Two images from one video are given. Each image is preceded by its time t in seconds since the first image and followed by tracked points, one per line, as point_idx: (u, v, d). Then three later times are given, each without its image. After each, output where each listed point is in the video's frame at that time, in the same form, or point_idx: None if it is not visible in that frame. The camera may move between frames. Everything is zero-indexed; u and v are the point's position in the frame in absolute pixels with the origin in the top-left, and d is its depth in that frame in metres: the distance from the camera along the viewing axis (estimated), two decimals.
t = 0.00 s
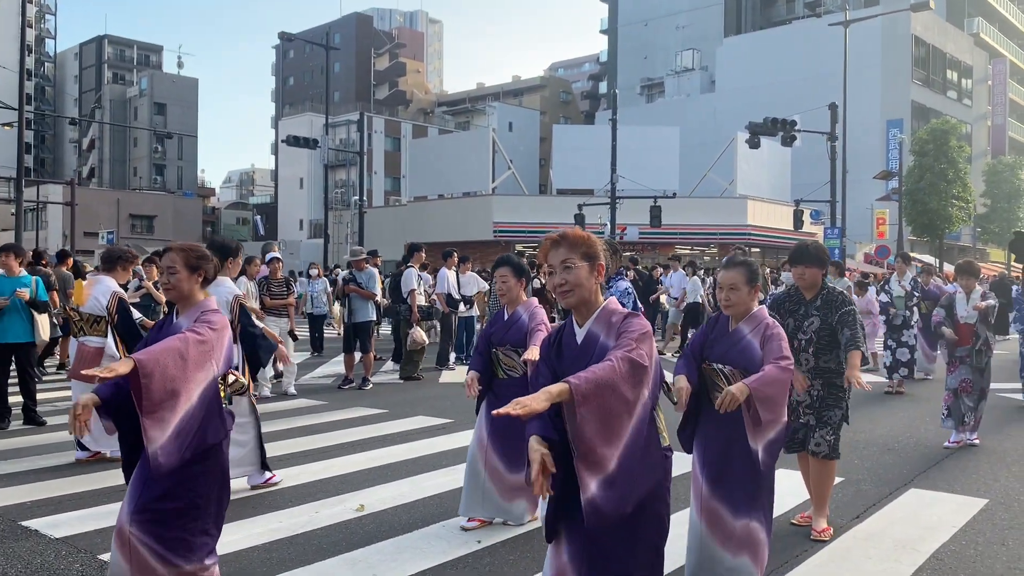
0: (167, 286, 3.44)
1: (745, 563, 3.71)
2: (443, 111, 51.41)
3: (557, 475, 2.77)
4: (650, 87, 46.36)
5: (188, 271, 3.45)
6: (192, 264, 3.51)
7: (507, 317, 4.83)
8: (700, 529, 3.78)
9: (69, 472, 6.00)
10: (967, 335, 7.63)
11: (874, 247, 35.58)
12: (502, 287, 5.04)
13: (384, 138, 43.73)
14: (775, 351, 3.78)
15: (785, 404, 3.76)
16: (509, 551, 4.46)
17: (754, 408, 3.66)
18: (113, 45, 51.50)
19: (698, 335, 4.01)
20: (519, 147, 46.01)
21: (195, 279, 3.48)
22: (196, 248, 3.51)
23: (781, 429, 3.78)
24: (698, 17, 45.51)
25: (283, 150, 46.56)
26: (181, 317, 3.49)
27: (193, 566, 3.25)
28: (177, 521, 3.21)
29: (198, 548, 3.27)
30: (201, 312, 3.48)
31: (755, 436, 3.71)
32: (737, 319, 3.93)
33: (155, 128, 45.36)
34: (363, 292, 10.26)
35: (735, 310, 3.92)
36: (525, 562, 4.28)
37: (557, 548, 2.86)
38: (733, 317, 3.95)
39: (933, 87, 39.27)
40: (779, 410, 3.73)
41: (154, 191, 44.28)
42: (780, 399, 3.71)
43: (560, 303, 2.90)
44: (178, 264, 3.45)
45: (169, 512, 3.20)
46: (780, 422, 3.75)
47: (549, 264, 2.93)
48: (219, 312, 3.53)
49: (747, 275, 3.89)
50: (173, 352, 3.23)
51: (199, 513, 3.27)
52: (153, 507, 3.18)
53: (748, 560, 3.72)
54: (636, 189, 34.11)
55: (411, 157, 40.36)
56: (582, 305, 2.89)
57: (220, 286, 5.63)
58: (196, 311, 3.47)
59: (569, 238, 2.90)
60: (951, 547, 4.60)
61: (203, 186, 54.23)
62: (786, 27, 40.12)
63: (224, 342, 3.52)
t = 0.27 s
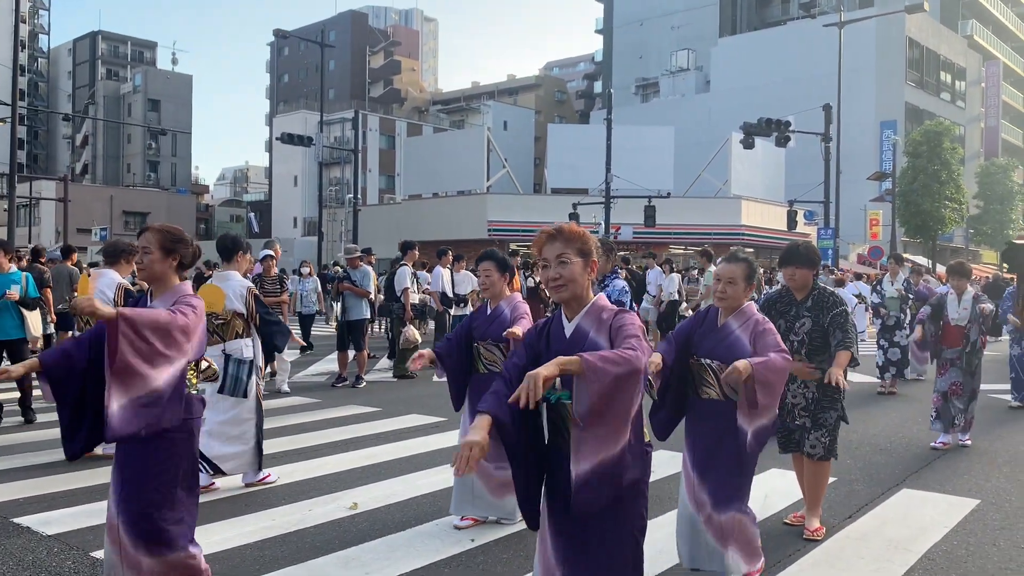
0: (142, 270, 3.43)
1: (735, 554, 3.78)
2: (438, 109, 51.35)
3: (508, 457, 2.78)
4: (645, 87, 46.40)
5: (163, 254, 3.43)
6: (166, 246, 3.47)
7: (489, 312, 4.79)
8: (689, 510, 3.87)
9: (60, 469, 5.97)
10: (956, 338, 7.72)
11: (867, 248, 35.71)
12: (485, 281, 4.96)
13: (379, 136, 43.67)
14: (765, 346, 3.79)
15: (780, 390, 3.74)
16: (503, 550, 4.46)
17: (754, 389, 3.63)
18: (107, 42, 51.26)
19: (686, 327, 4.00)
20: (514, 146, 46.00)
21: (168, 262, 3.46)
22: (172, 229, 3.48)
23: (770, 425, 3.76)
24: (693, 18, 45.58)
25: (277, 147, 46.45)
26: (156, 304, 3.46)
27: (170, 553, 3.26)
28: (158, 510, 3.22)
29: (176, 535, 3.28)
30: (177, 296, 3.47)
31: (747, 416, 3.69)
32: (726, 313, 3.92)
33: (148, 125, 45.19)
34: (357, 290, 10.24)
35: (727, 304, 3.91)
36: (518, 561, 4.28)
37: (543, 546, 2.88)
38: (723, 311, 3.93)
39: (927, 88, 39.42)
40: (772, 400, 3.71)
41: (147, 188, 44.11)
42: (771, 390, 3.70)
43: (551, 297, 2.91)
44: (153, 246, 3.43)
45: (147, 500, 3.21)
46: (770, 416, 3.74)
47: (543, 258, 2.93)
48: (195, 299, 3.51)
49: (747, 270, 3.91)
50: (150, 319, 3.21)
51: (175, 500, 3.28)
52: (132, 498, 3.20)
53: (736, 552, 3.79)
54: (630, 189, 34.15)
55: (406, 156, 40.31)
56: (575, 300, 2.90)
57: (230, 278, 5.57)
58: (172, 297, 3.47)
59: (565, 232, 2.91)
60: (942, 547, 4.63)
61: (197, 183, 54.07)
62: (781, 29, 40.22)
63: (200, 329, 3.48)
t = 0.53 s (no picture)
0: (122, 268, 3.43)
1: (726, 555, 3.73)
2: (433, 109, 51.30)
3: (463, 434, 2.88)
4: (640, 87, 46.41)
5: (143, 255, 3.43)
6: (149, 246, 3.47)
7: (473, 312, 4.66)
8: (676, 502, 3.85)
9: (52, 468, 5.94)
10: (941, 338, 7.74)
11: (861, 249, 35.81)
12: (468, 280, 4.80)
13: (373, 135, 43.59)
14: (763, 351, 3.77)
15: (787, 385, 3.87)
16: (499, 549, 4.46)
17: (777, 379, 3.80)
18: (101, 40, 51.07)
19: (682, 327, 3.99)
20: (509, 146, 45.96)
21: (149, 263, 3.46)
22: (154, 229, 3.48)
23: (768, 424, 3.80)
24: (688, 18, 45.63)
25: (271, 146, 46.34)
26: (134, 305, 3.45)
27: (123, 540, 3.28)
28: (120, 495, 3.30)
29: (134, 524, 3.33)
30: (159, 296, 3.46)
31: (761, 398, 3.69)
32: (726, 317, 3.89)
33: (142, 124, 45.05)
34: (351, 290, 10.25)
35: (728, 307, 3.87)
36: (515, 561, 4.28)
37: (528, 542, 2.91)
38: (723, 314, 3.90)
39: (921, 90, 39.54)
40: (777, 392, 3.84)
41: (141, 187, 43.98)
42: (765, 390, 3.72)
43: (544, 295, 2.88)
44: (134, 246, 3.43)
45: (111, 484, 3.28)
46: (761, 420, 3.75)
47: (538, 255, 2.89)
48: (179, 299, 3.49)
49: (748, 275, 3.89)
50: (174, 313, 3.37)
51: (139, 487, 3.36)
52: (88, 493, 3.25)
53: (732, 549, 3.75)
54: (625, 189, 34.19)
55: (400, 155, 40.29)
56: (567, 300, 2.86)
57: (239, 279, 5.84)
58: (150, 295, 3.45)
59: (563, 231, 2.89)
60: (935, 547, 4.64)
61: (190, 182, 53.89)
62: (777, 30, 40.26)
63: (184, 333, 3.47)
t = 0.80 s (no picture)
0: (107, 278, 3.41)
1: (739, 558, 3.70)
2: (427, 108, 51.26)
3: (443, 429, 2.88)
4: (634, 87, 46.48)
5: (129, 265, 3.43)
6: (133, 258, 3.47)
7: (461, 315, 4.61)
8: (688, 504, 3.79)
9: (44, 467, 5.90)
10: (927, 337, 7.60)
11: (854, 249, 35.92)
12: (457, 284, 4.78)
13: (367, 135, 43.55)
14: (768, 349, 3.78)
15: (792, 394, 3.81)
16: (493, 549, 4.45)
17: (771, 399, 3.65)
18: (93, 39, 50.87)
19: (689, 328, 4.02)
20: (503, 146, 45.97)
21: (135, 273, 3.46)
22: (135, 240, 3.47)
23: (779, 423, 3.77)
24: (682, 18, 45.68)
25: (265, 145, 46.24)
26: (123, 312, 3.43)
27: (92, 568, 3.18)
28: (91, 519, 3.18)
29: (104, 552, 3.22)
30: (142, 308, 3.42)
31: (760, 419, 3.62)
32: (730, 318, 3.91)
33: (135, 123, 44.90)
34: (345, 289, 10.20)
35: (731, 308, 3.88)
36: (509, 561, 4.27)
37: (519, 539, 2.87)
38: (725, 316, 3.92)
39: (913, 90, 39.68)
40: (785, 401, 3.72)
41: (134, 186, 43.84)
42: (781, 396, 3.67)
43: (534, 297, 2.90)
44: (117, 258, 3.43)
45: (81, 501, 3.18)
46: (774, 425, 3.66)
47: (530, 258, 2.91)
48: (164, 311, 3.46)
49: (749, 274, 3.89)
50: (151, 379, 3.23)
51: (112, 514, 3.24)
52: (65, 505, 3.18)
53: (740, 553, 3.71)
54: (619, 189, 34.23)
55: (394, 155, 40.25)
56: (557, 301, 2.88)
57: (238, 281, 5.81)
58: (134, 309, 3.42)
59: (554, 233, 2.91)
60: (927, 546, 4.65)
61: (184, 180, 53.75)
62: (770, 30, 40.37)
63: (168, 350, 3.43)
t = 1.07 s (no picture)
0: (93, 279, 3.39)
1: (750, 555, 3.72)
2: (419, 106, 51.16)
3: (445, 444, 2.79)
4: (627, 85, 46.49)
5: (114, 265, 3.41)
6: (120, 257, 3.45)
7: (451, 318, 4.59)
8: (695, 500, 3.86)
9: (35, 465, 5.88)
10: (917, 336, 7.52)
11: (845, 247, 36.08)
12: (446, 285, 4.67)
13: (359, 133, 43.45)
14: (764, 342, 3.77)
15: (777, 388, 3.81)
16: (486, 546, 4.46)
17: (756, 399, 3.68)
18: (84, 35, 50.55)
19: (689, 323, 4.03)
20: (496, 143, 45.94)
21: (122, 273, 3.44)
22: (121, 239, 3.45)
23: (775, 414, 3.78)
24: (674, 16, 45.68)
25: (256, 143, 46.06)
26: (109, 312, 3.41)
27: None
28: (83, 527, 3.17)
29: (97, 558, 3.21)
30: (128, 306, 3.41)
31: (735, 425, 3.69)
32: (729, 312, 3.91)
33: (126, 120, 44.67)
34: (338, 288, 10.15)
35: (730, 303, 3.88)
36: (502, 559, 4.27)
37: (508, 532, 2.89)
38: (726, 310, 3.92)
39: (905, 89, 39.83)
40: (764, 399, 3.72)
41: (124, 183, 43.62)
42: (768, 390, 3.72)
43: (526, 300, 2.90)
44: (104, 258, 3.41)
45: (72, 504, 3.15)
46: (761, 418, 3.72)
47: (520, 258, 2.91)
48: (148, 311, 3.44)
49: (746, 268, 3.88)
50: (105, 392, 3.16)
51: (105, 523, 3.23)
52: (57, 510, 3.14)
53: (751, 549, 3.73)
54: (611, 187, 34.26)
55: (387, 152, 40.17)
56: (547, 303, 2.87)
57: (234, 275, 5.80)
58: (119, 309, 3.40)
59: (542, 233, 2.92)
60: (917, 542, 4.68)
61: (175, 178, 53.51)
62: (762, 29, 40.44)
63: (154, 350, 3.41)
